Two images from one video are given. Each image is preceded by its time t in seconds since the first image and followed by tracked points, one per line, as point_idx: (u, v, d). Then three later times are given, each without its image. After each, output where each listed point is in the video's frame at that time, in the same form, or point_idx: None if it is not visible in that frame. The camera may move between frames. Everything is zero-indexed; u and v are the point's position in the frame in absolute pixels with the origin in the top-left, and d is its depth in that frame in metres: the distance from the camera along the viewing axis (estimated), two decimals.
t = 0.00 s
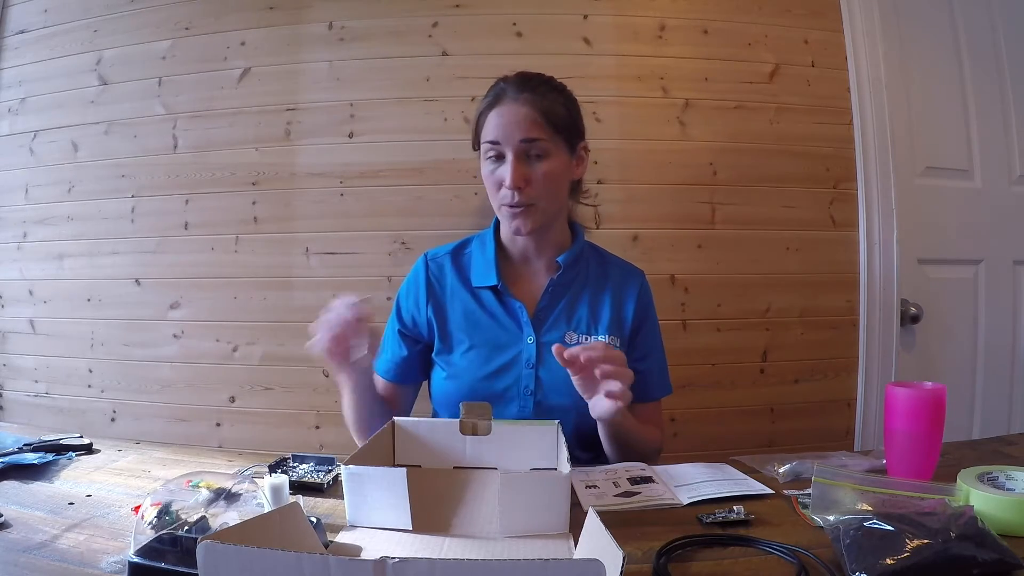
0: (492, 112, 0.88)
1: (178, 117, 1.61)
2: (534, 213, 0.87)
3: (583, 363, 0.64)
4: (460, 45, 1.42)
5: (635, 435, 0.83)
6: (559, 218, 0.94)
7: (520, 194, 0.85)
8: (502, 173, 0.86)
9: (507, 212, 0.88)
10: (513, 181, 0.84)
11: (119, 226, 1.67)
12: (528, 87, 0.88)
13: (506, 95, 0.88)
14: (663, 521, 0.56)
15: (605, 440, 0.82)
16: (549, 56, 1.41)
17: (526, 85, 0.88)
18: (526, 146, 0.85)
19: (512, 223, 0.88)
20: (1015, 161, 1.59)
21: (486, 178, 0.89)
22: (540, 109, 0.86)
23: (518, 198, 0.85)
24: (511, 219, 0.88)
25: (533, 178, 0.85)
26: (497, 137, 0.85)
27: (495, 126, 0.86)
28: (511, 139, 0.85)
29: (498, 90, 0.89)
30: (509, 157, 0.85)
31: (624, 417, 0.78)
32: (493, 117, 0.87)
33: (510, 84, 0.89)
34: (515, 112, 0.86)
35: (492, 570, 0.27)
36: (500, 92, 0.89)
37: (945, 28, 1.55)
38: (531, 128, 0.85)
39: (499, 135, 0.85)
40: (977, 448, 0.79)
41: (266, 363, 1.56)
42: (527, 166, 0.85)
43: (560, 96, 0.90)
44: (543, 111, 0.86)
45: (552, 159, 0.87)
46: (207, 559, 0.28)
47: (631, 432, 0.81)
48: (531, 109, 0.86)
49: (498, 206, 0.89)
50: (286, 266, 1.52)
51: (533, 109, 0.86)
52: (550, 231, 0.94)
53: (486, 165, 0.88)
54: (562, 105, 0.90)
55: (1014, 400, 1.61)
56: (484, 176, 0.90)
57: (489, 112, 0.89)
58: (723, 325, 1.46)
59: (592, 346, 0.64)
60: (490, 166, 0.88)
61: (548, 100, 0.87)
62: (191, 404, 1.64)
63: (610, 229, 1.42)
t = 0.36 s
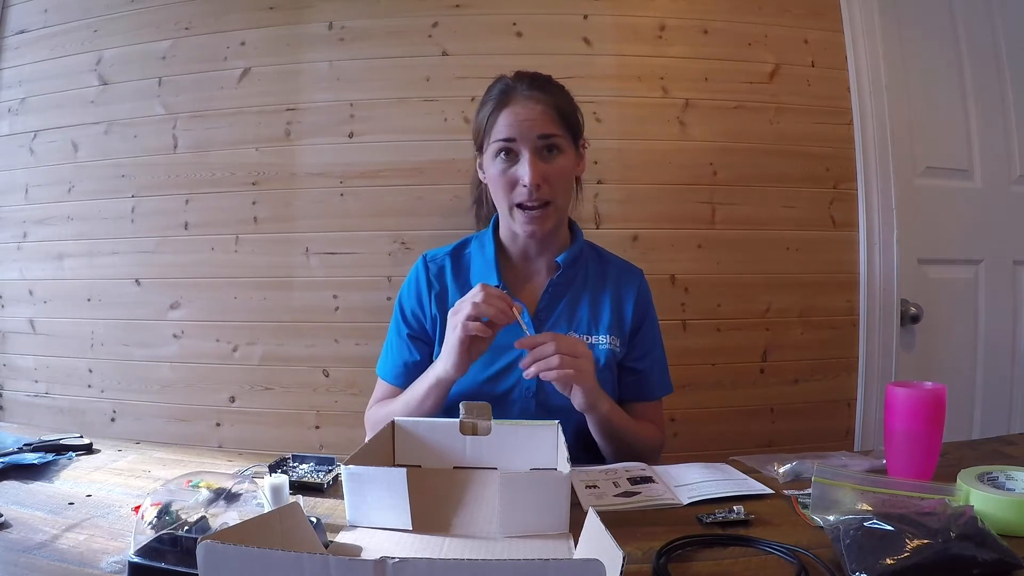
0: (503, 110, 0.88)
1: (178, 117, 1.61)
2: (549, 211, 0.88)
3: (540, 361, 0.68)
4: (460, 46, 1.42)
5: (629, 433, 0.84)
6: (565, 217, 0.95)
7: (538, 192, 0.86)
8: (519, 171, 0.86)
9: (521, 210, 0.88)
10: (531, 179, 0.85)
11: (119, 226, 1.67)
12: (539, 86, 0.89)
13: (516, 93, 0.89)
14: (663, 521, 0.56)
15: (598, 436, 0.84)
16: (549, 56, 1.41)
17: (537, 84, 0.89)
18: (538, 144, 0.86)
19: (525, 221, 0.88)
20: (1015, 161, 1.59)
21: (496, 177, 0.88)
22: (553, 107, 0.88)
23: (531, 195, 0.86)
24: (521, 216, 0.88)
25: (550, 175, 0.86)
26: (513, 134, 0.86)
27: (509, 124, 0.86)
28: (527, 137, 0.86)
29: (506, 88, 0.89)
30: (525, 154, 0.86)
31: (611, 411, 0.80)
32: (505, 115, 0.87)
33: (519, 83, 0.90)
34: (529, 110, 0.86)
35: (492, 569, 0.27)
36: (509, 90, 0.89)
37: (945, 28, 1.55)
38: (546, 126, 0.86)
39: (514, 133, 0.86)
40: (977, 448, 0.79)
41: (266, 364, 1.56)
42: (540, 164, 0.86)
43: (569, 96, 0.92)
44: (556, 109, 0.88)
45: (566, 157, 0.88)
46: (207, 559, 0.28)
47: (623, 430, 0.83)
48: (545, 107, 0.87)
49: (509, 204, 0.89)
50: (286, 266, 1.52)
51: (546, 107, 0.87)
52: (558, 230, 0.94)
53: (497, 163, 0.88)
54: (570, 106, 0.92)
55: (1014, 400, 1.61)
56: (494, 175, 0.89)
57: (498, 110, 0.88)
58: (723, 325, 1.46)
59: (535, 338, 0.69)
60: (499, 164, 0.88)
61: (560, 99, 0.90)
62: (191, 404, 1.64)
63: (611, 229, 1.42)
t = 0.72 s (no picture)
0: (504, 111, 0.88)
1: (177, 117, 1.61)
2: (548, 212, 0.88)
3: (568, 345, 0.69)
4: (460, 45, 1.42)
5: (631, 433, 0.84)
6: (565, 218, 0.95)
7: (537, 193, 0.86)
8: (519, 171, 0.86)
9: (521, 211, 0.88)
10: (531, 180, 0.85)
11: (119, 226, 1.67)
12: (540, 87, 0.89)
13: (518, 93, 0.88)
14: (663, 522, 0.56)
15: (602, 436, 0.84)
16: (549, 56, 1.41)
17: (538, 84, 0.89)
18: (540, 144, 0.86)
19: (524, 222, 0.88)
20: (1016, 161, 1.59)
21: (496, 177, 0.88)
22: (554, 108, 0.88)
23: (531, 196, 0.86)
24: (521, 217, 0.88)
25: (550, 177, 0.86)
26: (513, 135, 0.86)
27: (510, 125, 0.86)
28: (528, 138, 0.86)
29: (507, 88, 0.89)
30: (525, 156, 0.86)
31: (618, 410, 0.80)
32: (506, 115, 0.87)
33: (521, 83, 0.90)
34: (530, 111, 0.86)
35: (493, 569, 0.27)
36: (510, 90, 0.89)
37: (945, 28, 1.55)
38: (547, 128, 0.86)
39: (515, 134, 0.86)
40: (977, 449, 0.79)
41: (266, 364, 1.56)
42: (541, 165, 0.86)
43: (571, 97, 0.92)
44: (557, 111, 0.88)
45: (566, 159, 0.88)
46: (207, 559, 0.28)
47: (626, 428, 0.83)
48: (546, 108, 0.87)
49: (509, 204, 0.89)
50: (286, 266, 1.52)
51: (547, 108, 0.87)
52: (558, 231, 0.95)
53: (497, 163, 0.88)
54: (571, 107, 0.91)
55: (1014, 400, 1.61)
56: (494, 175, 0.89)
57: (499, 110, 0.88)
58: (723, 325, 1.46)
59: (570, 324, 0.69)
60: (500, 164, 0.88)
61: (561, 100, 0.89)
62: (191, 404, 1.64)
63: (611, 229, 1.42)
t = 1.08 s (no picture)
0: (500, 110, 0.88)
1: (178, 117, 1.61)
2: (543, 212, 0.88)
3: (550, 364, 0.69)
4: (460, 45, 1.42)
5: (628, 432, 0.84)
6: (560, 218, 0.96)
7: (532, 193, 0.86)
8: (513, 171, 0.86)
9: (515, 211, 0.88)
10: (525, 180, 0.85)
11: (119, 226, 1.67)
12: (536, 87, 0.89)
13: (513, 93, 0.88)
14: (663, 522, 0.56)
15: (597, 437, 0.84)
16: (549, 56, 1.41)
17: (534, 85, 0.89)
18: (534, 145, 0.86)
19: (519, 221, 0.89)
20: (1016, 161, 1.59)
21: (491, 176, 0.88)
22: (549, 109, 0.88)
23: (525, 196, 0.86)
24: (515, 217, 0.88)
25: (545, 176, 0.86)
26: (508, 135, 0.86)
27: (505, 125, 0.86)
28: (523, 138, 0.86)
29: (503, 88, 0.89)
30: (520, 155, 0.86)
31: (613, 412, 0.80)
32: (502, 115, 0.87)
33: (517, 83, 0.90)
34: (525, 111, 0.87)
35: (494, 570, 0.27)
36: (505, 90, 0.89)
37: (945, 28, 1.55)
38: (542, 128, 0.86)
39: (510, 133, 0.86)
40: (977, 449, 0.79)
41: (266, 364, 1.56)
42: (535, 165, 0.86)
43: (566, 98, 0.92)
44: (553, 111, 0.88)
45: (560, 158, 0.88)
46: (207, 559, 0.28)
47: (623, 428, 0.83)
48: (541, 109, 0.87)
49: (503, 204, 0.89)
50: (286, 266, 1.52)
51: (542, 108, 0.87)
52: (552, 230, 0.95)
53: (492, 162, 0.88)
54: (567, 107, 0.92)
55: (1014, 400, 1.61)
56: (489, 174, 0.89)
57: (495, 109, 0.88)
58: (723, 326, 1.46)
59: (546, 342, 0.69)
60: (494, 164, 0.88)
61: (557, 101, 0.90)
62: (191, 404, 1.64)
63: (610, 229, 1.42)
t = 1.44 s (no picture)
0: (494, 110, 0.88)
1: (178, 117, 1.61)
2: (538, 209, 0.88)
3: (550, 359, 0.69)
4: (460, 45, 1.42)
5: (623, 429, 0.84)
6: (554, 216, 0.96)
7: (526, 190, 0.86)
8: (508, 169, 0.86)
9: (510, 209, 0.88)
10: (520, 177, 0.85)
11: (119, 226, 1.67)
12: (530, 86, 0.89)
13: (507, 92, 0.89)
14: (662, 522, 0.56)
15: (592, 432, 0.84)
16: (549, 56, 1.41)
17: (528, 84, 0.89)
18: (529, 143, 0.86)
19: (514, 219, 0.88)
20: (1016, 161, 1.59)
21: (486, 175, 0.88)
22: (542, 107, 0.88)
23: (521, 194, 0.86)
24: (511, 215, 0.88)
25: (539, 174, 0.86)
26: (503, 133, 0.86)
27: (500, 124, 0.86)
28: (517, 136, 0.86)
29: (497, 88, 0.89)
30: (515, 153, 0.86)
31: (608, 406, 0.80)
32: (496, 114, 0.87)
33: (511, 82, 0.90)
34: (519, 110, 0.87)
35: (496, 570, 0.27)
36: (499, 89, 0.89)
37: (945, 28, 1.55)
38: (536, 126, 0.87)
39: (504, 132, 0.86)
40: (976, 448, 0.79)
41: (266, 364, 1.56)
42: (530, 163, 0.86)
43: (560, 97, 0.92)
44: (546, 110, 0.89)
45: (555, 156, 0.88)
46: (207, 559, 0.28)
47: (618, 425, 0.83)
48: (535, 107, 0.88)
49: (498, 202, 0.89)
50: (286, 266, 1.52)
51: (536, 106, 0.88)
52: (547, 228, 0.95)
53: (487, 161, 0.88)
54: (561, 105, 0.92)
55: (1014, 400, 1.61)
56: (484, 173, 0.89)
57: (489, 109, 0.89)
58: (723, 326, 1.46)
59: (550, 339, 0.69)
60: (489, 163, 0.88)
61: (551, 99, 0.90)
62: (191, 404, 1.64)
63: (610, 229, 1.42)
